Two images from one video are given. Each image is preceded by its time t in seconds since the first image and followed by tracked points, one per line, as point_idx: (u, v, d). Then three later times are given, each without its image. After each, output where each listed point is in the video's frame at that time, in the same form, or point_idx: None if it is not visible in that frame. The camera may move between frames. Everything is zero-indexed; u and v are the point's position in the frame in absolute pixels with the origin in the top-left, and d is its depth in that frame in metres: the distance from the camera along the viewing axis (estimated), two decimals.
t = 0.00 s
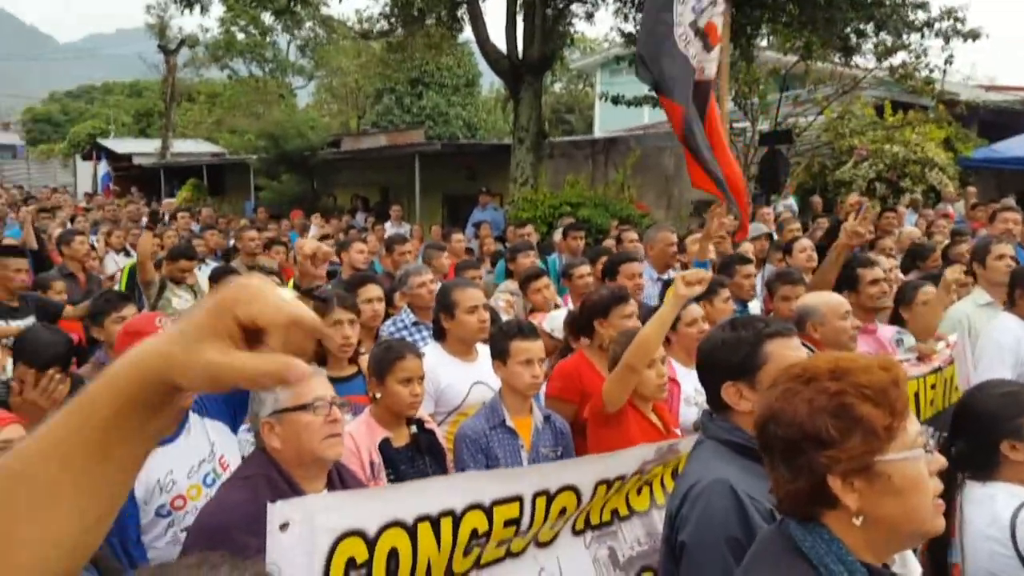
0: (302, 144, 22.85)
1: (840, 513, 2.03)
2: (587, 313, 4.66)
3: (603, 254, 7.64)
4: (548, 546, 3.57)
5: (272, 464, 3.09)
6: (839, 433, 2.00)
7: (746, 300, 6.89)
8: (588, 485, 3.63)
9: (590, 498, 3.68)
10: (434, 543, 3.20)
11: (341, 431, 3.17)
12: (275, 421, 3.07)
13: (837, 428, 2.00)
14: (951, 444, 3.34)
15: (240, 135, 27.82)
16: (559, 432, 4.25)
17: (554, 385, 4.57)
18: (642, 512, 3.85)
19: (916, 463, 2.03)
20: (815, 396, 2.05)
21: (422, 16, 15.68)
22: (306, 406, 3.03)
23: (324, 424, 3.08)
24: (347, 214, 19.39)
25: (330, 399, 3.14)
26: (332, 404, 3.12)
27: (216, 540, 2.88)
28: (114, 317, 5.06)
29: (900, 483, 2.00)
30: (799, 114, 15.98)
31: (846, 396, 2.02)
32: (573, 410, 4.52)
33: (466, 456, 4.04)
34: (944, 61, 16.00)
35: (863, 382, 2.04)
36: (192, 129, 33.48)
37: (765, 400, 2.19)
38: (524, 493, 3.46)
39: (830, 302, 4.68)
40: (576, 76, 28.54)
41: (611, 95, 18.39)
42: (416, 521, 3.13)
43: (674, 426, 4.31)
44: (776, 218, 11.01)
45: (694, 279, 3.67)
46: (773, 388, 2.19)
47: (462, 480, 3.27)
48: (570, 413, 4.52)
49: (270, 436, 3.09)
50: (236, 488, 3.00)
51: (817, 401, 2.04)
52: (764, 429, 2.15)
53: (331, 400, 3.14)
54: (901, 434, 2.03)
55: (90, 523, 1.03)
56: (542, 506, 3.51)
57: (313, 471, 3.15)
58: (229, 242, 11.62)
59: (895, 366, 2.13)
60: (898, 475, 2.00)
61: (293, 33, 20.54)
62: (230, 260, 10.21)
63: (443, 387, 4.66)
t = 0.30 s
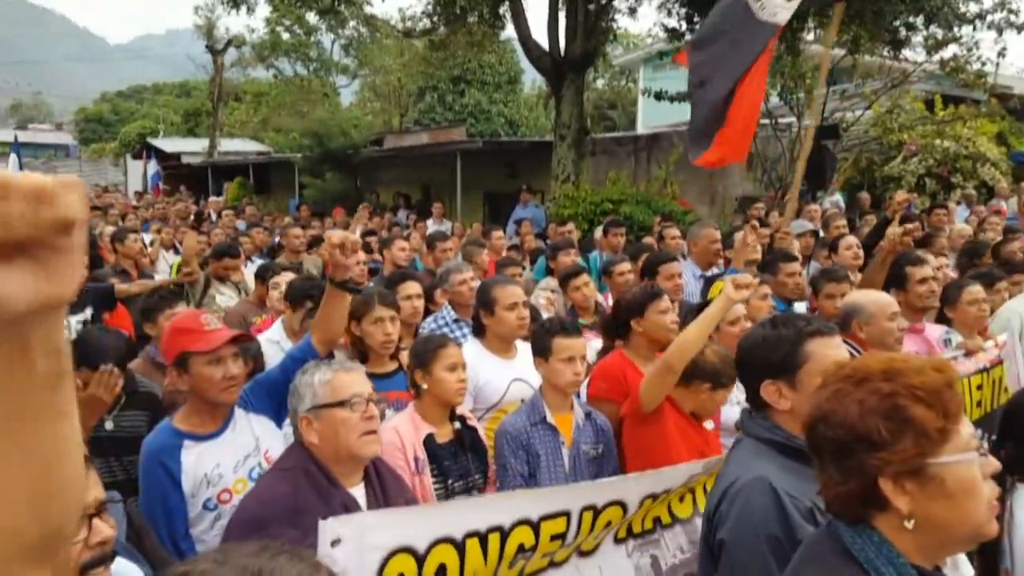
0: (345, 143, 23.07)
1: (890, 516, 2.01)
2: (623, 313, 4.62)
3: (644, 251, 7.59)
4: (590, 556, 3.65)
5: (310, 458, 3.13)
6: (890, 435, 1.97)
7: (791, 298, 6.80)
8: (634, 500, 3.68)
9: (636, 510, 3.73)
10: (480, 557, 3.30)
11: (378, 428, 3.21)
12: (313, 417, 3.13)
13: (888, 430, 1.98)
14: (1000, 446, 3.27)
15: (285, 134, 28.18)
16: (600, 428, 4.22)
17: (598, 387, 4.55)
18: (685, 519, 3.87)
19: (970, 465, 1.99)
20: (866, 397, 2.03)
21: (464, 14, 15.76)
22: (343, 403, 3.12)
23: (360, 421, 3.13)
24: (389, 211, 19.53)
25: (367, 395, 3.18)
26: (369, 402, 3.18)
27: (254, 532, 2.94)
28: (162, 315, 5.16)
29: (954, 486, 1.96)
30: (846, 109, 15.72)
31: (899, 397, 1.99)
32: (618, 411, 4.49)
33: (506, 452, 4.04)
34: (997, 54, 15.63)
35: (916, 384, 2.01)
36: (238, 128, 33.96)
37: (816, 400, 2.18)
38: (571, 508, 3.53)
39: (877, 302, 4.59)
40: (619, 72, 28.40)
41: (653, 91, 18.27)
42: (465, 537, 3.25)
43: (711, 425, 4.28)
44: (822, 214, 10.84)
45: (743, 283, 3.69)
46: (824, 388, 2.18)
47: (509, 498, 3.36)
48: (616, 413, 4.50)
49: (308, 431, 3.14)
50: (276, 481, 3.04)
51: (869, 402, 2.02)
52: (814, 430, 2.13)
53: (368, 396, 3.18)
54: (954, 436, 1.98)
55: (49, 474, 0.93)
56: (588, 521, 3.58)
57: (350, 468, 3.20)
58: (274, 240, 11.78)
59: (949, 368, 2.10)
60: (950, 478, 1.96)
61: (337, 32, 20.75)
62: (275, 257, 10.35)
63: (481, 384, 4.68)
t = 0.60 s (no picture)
0: (385, 143, 23.24)
1: (941, 518, 1.98)
2: (660, 314, 4.56)
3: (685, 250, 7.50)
4: (632, 562, 3.70)
5: (348, 455, 3.16)
6: (945, 436, 1.94)
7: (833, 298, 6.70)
8: (680, 510, 3.74)
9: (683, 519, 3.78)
10: (525, 565, 3.36)
11: (411, 425, 3.24)
12: (349, 413, 3.17)
13: (943, 430, 1.94)
14: None
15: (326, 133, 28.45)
16: (638, 429, 4.20)
17: (636, 390, 4.50)
18: (728, 525, 3.91)
19: None
20: (921, 396, 2.00)
21: (504, 12, 15.81)
22: (376, 400, 3.15)
23: (393, 418, 3.16)
24: (428, 210, 19.62)
25: (401, 393, 3.21)
26: (401, 399, 3.21)
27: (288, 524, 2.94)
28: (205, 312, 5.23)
29: (1008, 489, 1.92)
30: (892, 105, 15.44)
31: (954, 398, 1.96)
32: (655, 414, 4.47)
33: (543, 451, 4.04)
34: None
35: (972, 385, 1.97)
36: (280, 128, 34.37)
37: (867, 399, 2.15)
38: (616, 517, 3.61)
39: (926, 300, 4.50)
40: (659, 69, 28.20)
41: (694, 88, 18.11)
42: (510, 544, 3.31)
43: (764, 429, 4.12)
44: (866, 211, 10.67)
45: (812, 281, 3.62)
46: (875, 388, 2.15)
47: (555, 507, 3.43)
48: (652, 417, 4.47)
49: (342, 427, 3.18)
50: (309, 475, 3.06)
51: (923, 402, 1.99)
52: (865, 429, 2.10)
53: (401, 394, 3.21)
54: (1010, 438, 1.95)
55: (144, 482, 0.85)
56: (634, 531, 3.66)
57: (384, 462, 3.22)
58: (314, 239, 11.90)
59: (1007, 369, 2.05)
60: (1004, 481, 1.92)
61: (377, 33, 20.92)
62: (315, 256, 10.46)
63: (520, 383, 4.69)
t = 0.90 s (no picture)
0: (416, 142, 23.35)
1: (991, 520, 1.96)
2: (698, 312, 4.46)
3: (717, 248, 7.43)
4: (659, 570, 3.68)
5: (376, 453, 3.18)
6: (994, 438, 1.93)
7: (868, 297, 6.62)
8: (707, 520, 3.70)
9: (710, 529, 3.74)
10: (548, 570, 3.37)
11: (439, 423, 3.26)
12: (377, 411, 3.20)
13: (992, 432, 1.93)
14: None
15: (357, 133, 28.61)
16: (666, 429, 4.17)
17: (660, 387, 4.53)
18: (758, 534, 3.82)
19: None
20: (969, 398, 1.99)
21: (534, 11, 15.82)
22: (404, 399, 3.17)
23: (422, 416, 3.18)
24: (459, 209, 19.68)
25: (428, 391, 3.23)
26: (429, 397, 3.23)
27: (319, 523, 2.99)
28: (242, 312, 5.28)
29: None
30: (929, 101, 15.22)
31: (1003, 399, 1.95)
32: (682, 411, 4.48)
33: (569, 449, 4.05)
34: None
35: (1021, 386, 1.96)
36: (313, 129, 34.65)
37: (913, 401, 2.14)
38: (639, 524, 3.59)
39: (968, 299, 4.43)
40: (690, 66, 28.00)
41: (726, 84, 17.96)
42: (530, 548, 3.31)
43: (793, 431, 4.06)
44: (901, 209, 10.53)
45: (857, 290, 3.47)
46: (920, 390, 2.14)
47: (571, 512, 3.43)
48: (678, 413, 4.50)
49: (371, 424, 3.20)
50: (341, 474, 3.09)
51: (971, 404, 1.98)
52: (911, 431, 2.09)
53: (429, 392, 3.23)
54: None
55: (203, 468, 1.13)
56: (658, 538, 3.64)
57: (415, 460, 3.24)
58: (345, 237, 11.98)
59: None
60: None
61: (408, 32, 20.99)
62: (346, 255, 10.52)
63: (550, 382, 4.68)
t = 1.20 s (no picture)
0: (445, 141, 23.42)
1: (1020, 521, 1.95)
2: (739, 310, 4.43)
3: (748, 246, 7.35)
4: None
5: (404, 449, 3.20)
6: None
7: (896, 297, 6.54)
8: (741, 532, 3.63)
9: (742, 535, 3.66)
10: None
11: (468, 419, 3.29)
12: (407, 409, 3.23)
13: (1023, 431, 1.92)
14: None
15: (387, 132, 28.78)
16: (696, 427, 4.17)
17: (692, 382, 4.54)
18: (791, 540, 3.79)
19: None
20: (999, 396, 1.98)
21: (563, 10, 15.80)
22: (433, 397, 3.21)
23: (451, 414, 3.21)
24: (487, 207, 19.71)
25: (456, 389, 3.26)
26: (457, 394, 3.27)
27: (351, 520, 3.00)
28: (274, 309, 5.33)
29: None
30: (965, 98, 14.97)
31: None
32: (710, 407, 4.49)
33: (600, 448, 4.04)
34: None
35: None
36: (343, 128, 34.86)
37: (943, 399, 2.12)
38: (674, 537, 3.52)
39: (1000, 297, 4.38)
40: (721, 64, 27.80)
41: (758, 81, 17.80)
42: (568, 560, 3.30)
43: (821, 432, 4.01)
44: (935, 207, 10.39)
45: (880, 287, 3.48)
46: (951, 388, 2.13)
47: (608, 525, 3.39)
48: (708, 411, 4.49)
49: (401, 422, 3.24)
50: (370, 470, 3.11)
51: (1002, 402, 1.97)
52: (941, 429, 2.08)
53: (457, 390, 3.26)
54: None
55: (240, 467, 1.18)
56: (693, 549, 3.57)
57: (444, 457, 3.26)
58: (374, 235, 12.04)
59: None
60: None
61: (437, 31, 21.05)
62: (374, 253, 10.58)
63: (579, 380, 4.68)
